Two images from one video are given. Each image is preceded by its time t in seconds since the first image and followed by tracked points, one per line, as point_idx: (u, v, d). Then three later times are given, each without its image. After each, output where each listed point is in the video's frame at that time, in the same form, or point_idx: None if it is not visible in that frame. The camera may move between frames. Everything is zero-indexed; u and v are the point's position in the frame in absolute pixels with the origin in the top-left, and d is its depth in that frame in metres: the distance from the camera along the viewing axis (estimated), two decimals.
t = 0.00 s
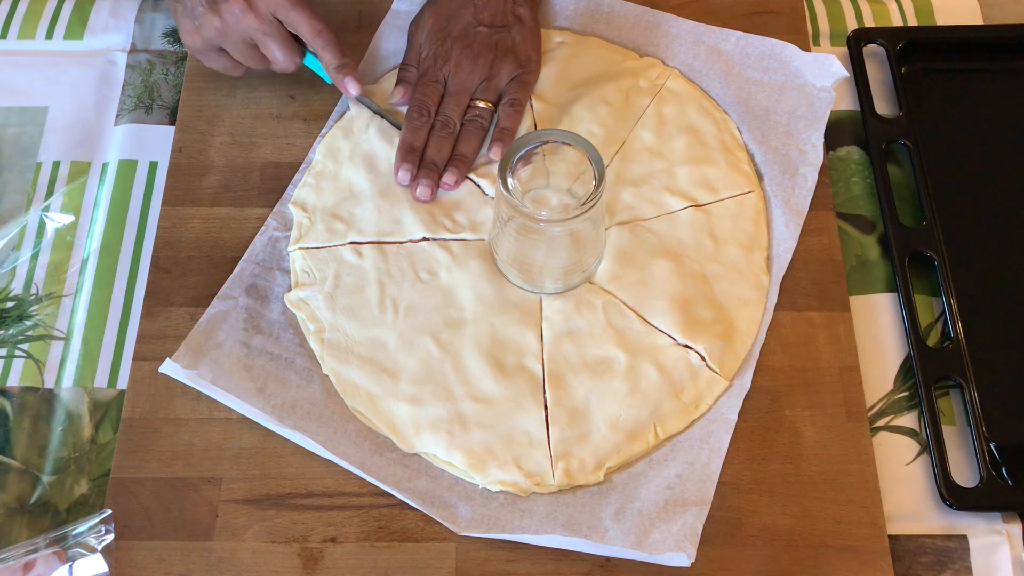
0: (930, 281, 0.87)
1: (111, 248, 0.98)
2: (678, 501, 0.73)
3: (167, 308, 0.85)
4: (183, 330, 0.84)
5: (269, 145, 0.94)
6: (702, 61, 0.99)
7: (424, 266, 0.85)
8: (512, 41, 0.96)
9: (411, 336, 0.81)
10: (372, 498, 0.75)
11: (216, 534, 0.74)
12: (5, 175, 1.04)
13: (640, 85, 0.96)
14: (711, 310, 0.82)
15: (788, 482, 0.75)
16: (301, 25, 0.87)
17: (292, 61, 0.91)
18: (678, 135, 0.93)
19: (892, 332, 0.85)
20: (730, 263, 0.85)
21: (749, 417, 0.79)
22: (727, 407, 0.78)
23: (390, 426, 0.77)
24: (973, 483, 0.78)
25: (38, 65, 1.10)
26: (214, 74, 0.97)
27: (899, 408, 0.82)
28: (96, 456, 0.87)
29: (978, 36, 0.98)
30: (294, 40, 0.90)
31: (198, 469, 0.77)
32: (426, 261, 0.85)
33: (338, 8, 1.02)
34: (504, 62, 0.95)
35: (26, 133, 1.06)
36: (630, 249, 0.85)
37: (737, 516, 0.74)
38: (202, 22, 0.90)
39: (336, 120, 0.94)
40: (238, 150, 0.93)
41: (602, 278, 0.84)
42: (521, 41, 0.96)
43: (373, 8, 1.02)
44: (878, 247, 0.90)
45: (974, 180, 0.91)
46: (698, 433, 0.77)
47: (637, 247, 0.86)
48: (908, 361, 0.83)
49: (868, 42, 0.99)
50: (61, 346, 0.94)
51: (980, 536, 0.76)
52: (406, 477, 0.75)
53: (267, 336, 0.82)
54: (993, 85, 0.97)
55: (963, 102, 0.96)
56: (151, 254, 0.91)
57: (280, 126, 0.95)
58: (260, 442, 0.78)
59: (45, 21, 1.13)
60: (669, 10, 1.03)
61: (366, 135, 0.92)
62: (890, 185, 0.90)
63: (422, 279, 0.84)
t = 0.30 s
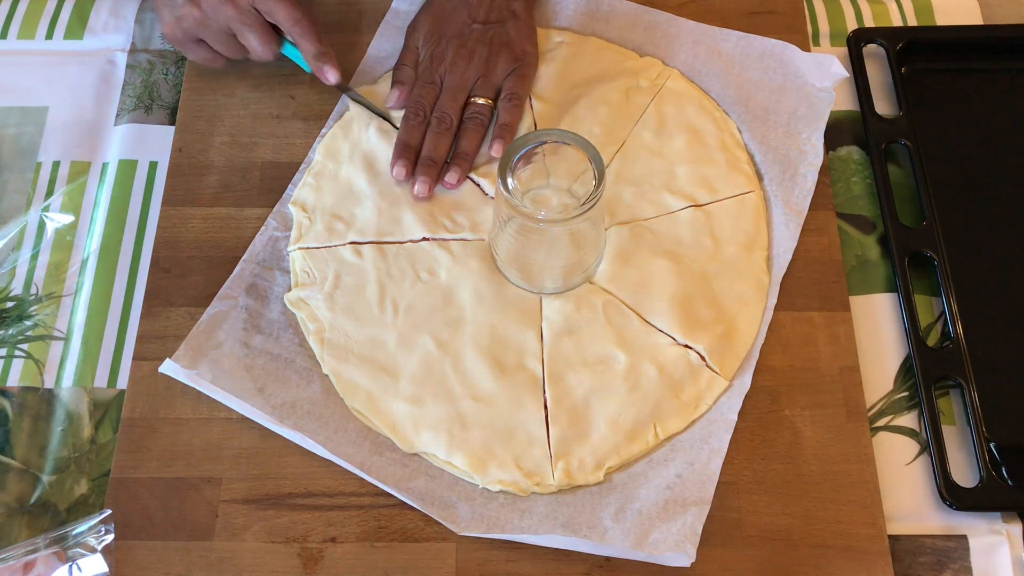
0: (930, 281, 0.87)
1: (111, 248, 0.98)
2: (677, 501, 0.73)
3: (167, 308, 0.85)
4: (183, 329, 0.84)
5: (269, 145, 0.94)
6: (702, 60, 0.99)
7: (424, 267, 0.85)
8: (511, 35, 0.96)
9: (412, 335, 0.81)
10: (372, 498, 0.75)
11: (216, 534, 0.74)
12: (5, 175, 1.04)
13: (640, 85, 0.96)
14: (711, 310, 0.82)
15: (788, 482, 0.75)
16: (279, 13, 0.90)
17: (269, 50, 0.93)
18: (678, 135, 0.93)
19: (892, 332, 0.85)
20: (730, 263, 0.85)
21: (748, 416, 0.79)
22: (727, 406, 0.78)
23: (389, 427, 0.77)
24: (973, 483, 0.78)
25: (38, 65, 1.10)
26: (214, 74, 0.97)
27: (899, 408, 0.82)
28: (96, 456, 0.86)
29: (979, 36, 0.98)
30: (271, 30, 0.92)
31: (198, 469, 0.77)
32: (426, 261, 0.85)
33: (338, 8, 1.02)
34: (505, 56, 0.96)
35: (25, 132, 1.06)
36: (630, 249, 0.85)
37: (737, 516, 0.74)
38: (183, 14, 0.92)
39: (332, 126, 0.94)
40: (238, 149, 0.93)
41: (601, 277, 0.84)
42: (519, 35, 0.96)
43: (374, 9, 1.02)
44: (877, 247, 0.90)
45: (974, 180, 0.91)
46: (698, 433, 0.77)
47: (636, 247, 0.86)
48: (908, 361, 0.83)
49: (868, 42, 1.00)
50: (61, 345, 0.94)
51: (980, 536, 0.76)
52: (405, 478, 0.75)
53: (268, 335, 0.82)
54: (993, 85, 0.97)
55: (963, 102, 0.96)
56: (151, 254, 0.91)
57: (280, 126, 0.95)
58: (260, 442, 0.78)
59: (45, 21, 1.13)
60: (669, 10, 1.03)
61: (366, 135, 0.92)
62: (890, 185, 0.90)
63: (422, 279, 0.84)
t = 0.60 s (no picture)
0: (930, 280, 0.87)
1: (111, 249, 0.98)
2: (684, 497, 0.73)
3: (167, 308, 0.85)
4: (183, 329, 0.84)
5: (269, 145, 0.94)
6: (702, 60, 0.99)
7: (423, 267, 0.85)
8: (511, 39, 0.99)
9: (411, 337, 0.81)
10: (372, 498, 0.75)
11: (216, 534, 0.74)
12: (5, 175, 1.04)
13: (640, 85, 0.96)
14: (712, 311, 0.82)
15: (788, 482, 0.76)
16: None
17: None
18: (678, 136, 0.93)
19: (892, 332, 0.85)
20: (730, 262, 0.85)
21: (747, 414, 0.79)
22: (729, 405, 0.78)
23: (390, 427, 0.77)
24: (973, 483, 0.78)
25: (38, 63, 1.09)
26: (214, 74, 0.97)
27: (899, 408, 0.82)
28: (96, 456, 0.87)
29: (979, 35, 0.98)
30: None
31: (198, 469, 0.77)
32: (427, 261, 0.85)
33: (337, 7, 1.02)
34: (506, 59, 0.97)
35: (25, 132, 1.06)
36: (630, 249, 0.86)
37: (737, 517, 0.74)
38: None
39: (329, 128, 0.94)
40: (238, 150, 0.93)
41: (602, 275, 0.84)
42: (522, 36, 0.99)
43: (373, 7, 1.02)
44: (877, 247, 0.90)
45: (974, 180, 0.91)
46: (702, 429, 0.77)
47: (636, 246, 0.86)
48: (908, 361, 0.83)
49: (868, 42, 1.00)
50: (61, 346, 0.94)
51: (980, 535, 0.76)
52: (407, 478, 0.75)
53: (267, 335, 0.82)
54: (994, 85, 0.97)
55: (962, 102, 0.96)
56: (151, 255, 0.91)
57: (281, 126, 0.95)
58: (260, 442, 0.78)
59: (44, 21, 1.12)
60: (669, 10, 1.03)
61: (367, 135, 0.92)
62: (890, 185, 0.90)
63: (422, 279, 0.84)
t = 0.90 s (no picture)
0: (930, 280, 0.88)
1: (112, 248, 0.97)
2: (603, 496, 0.73)
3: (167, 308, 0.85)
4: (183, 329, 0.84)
5: (269, 145, 0.94)
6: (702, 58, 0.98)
7: (400, 232, 0.87)
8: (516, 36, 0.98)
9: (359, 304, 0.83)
10: (372, 498, 0.75)
11: (216, 534, 0.74)
12: (5, 175, 1.04)
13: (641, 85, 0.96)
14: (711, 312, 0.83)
15: (787, 481, 0.76)
16: None
17: None
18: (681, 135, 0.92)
19: (892, 332, 0.85)
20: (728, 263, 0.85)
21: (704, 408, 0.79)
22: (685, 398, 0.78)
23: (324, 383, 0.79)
24: (973, 483, 0.78)
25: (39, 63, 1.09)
26: (214, 74, 0.97)
27: (899, 408, 0.82)
28: (96, 456, 0.85)
29: (977, 36, 0.99)
30: None
31: (198, 469, 0.77)
32: (388, 242, 0.86)
33: (338, 7, 1.02)
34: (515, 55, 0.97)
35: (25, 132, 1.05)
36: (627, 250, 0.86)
37: (737, 517, 0.74)
38: None
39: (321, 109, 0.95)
40: (239, 150, 0.93)
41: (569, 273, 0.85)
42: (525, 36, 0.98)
43: (374, 8, 1.02)
44: (878, 247, 0.90)
45: (974, 179, 0.91)
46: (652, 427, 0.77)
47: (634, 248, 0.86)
48: (908, 361, 0.84)
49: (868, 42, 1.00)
50: (61, 346, 0.92)
51: (980, 536, 0.76)
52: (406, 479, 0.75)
53: (238, 263, 0.85)
54: (994, 84, 0.97)
55: (963, 101, 0.96)
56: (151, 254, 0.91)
57: (281, 126, 0.95)
58: (260, 442, 0.77)
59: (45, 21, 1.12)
60: (670, 10, 1.03)
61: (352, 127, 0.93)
62: (890, 186, 0.91)
63: (399, 246, 0.86)
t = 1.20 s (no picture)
0: (931, 281, 0.86)
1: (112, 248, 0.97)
2: (332, 446, 0.76)
3: (167, 308, 0.85)
4: (183, 329, 0.84)
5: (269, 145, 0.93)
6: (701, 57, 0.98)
7: (421, 216, 0.86)
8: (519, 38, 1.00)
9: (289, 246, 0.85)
10: (372, 498, 0.75)
11: (216, 534, 0.74)
12: (5, 175, 1.03)
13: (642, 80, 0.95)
14: (710, 312, 0.82)
15: (786, 480, 0.76)
16: None
17: None
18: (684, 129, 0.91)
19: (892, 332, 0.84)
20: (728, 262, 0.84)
21: (590, 396, 0.77)
22: (586, 382, 0.78)
23: (237, 282, 0.84)
24: (973, 483, 0.78)
25: (39, 65, 1.09)
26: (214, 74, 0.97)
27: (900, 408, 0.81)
28: (96, 456, 0.84)
29: (979, 35, 0.98)
30: None
31: (198, 469, 0.77)
32: (316, 211, 0.86)
33: (338, 8, 1.02)
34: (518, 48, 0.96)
35: (25, 132, 1.05)
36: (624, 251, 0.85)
37: (737, 517, 0.74)
38: None
39: (365, 49, 0.98)
40: (239, 150, 0.93)
41: (524, 304, 0.82)
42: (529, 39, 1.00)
43: (374, 7, 1.02)
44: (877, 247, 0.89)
45: (974, 179, 0.91)
46: (502, 426, 0.76)
47: (628, 246, 0.86)
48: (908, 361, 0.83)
49: (868, 42, 1.00)
50: (61, 346, 0.92)
51: (980, 536, 0.76)
52: (403, 481, 0.76)
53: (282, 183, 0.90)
54: (994, 85, 0.97)
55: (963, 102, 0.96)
56: (151, 255, 0.91)
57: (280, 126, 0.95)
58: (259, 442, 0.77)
59: (45, 22, 1.12)
60: (670, 10, 1.03)
61: (349, 100, 0.95)
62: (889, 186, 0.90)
63: (417, 225, 0.86)
